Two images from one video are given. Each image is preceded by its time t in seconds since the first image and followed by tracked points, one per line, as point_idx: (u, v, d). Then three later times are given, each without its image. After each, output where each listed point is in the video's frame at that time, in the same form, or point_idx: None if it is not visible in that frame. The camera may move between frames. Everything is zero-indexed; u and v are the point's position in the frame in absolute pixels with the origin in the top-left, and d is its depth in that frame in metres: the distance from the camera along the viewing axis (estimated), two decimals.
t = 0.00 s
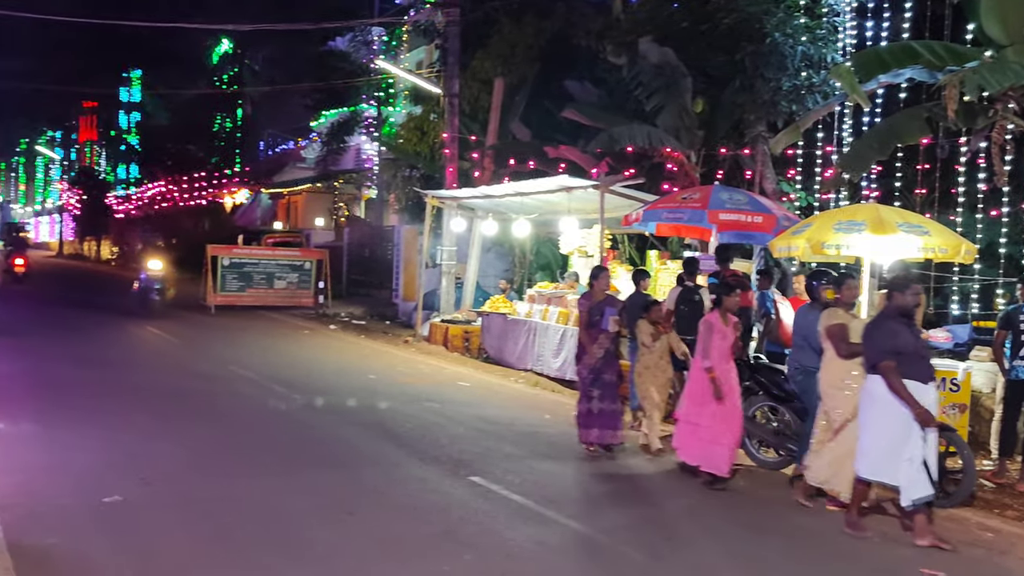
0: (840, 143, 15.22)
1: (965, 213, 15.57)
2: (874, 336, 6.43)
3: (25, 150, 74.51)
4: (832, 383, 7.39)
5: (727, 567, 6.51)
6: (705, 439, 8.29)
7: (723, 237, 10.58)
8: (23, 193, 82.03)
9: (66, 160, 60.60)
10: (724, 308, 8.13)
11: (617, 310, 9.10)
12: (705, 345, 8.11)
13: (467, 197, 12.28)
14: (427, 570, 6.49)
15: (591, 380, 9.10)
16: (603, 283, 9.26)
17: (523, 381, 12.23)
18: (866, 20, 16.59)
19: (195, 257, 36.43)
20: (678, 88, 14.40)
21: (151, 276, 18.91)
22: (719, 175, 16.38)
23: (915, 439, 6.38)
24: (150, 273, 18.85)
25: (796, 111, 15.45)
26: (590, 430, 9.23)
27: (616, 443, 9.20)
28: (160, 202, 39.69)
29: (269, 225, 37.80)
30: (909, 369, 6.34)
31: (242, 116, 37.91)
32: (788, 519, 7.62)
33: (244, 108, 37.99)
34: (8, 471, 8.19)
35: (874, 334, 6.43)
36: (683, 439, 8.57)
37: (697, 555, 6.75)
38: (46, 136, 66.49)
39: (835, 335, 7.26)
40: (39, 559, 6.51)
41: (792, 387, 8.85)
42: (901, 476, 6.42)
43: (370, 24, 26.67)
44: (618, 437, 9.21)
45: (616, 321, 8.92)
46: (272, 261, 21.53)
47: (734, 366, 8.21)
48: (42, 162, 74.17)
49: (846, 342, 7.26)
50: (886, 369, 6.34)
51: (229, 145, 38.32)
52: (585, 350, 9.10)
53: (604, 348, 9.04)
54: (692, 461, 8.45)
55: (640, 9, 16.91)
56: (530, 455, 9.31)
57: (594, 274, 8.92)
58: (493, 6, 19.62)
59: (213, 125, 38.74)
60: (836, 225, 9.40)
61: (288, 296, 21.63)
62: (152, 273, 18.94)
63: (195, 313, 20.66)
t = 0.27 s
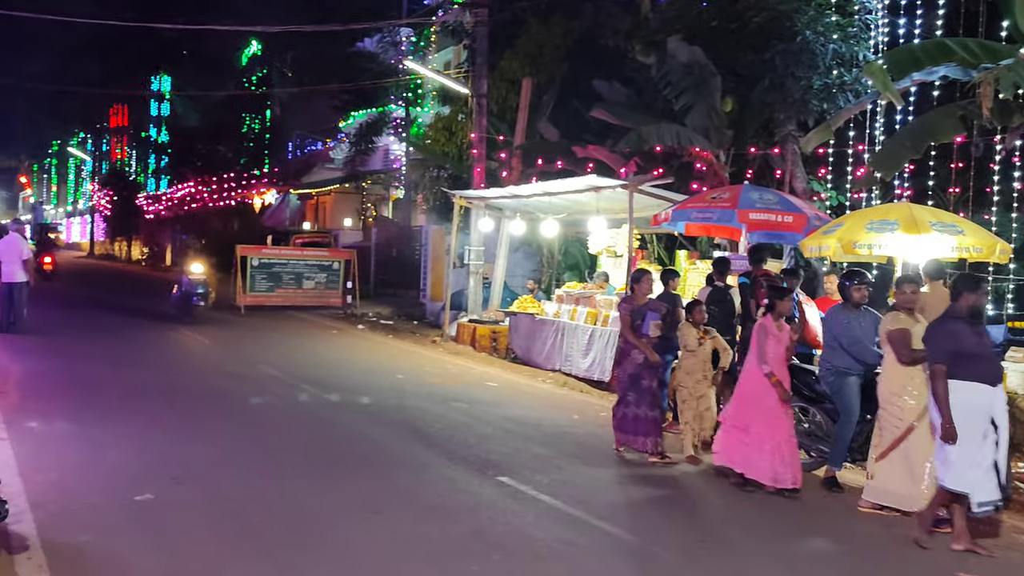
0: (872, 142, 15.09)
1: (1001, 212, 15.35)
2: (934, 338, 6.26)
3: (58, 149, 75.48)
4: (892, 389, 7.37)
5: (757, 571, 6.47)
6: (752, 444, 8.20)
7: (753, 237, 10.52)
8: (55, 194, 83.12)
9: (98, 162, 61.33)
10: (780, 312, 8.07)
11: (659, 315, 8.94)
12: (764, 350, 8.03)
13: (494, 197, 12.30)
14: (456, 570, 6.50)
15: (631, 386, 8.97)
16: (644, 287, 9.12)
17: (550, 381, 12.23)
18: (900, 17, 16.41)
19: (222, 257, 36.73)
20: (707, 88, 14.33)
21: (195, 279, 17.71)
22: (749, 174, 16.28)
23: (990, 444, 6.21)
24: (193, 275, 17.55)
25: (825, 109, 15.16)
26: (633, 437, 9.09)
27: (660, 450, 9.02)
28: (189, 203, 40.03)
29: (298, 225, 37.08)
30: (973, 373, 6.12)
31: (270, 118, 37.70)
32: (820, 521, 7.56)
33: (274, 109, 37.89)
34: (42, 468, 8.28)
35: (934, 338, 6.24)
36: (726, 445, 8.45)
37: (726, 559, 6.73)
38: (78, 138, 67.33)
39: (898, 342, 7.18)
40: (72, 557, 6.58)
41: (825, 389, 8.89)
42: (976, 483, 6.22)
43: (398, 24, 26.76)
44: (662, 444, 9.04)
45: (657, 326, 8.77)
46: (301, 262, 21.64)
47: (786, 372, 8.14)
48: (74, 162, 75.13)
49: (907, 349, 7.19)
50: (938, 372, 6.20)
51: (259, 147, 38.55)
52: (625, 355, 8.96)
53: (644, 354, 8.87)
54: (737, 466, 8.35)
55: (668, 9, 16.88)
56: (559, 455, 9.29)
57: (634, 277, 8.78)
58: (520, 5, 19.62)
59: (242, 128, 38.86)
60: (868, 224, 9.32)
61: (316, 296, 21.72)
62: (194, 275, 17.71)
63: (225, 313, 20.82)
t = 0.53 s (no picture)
0: (900, 140, 14.99)
1: None
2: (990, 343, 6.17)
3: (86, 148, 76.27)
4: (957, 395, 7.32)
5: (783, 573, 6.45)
6: (807, 448, 8.07)
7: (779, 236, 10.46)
8: (83, 194, 84.04)
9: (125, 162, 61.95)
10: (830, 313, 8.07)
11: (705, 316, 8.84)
12: (810, 350, 7.95)
13: (518, 197, 12.32)
14: (482, 570, 6.53)
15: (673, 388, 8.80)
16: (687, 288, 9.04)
17: (575, 381, 12.25)
18: (929, 15, 16.29)
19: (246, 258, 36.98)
20: (732, 87, 14.27)
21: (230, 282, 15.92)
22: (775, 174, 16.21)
23: None
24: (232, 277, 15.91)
25: (852, 107, 15.47)
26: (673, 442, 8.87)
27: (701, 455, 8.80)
28: (214, 203, 40.31)
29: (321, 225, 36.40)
30: None
31: (295, 119, 37.81)
32: (848, 524, 7.50)
33: (298, 109, 38.00)
34: (71, 466, 8.38)
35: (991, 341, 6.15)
36: (782, 450, 8.39)
37: (752, 560, 6.72)
38: (105, 138, 68.10)
39: (964, 346, 7.10)
40: (100, 554, 6.66)
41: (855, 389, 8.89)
42: None
43: (423, 24, 26.84)
44: (702, 450, 8.83)
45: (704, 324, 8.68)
46: (326, 261, 21.73)
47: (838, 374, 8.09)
48: (101, 162, 75.96)
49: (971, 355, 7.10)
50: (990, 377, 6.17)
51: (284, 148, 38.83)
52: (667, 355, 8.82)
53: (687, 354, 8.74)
54: (791, 471, 8.26)
55: (693, 8, 16.83)
56: (583, 456, 9.27)
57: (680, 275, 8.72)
58: (545, 5, 19.64)
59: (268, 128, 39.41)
60: (896, 224, 9.26)
61: (341, 296, 21.79)
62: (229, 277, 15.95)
63: (251, 313, 20.95)
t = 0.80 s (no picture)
0: (923, 138, 14.90)
1: None
2: None
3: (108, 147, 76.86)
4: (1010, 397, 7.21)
5: None
6: (870, 458, 7.80)
7: (800, 235, 10.41)
8: (104, 194, 84.74)
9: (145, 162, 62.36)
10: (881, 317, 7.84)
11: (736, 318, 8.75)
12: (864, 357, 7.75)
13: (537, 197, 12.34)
14: (501, 570, 6.55)
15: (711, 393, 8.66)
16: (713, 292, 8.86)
17: (595, 380, 12.26)
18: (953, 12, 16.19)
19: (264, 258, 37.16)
20: (753, 85, 14.24)
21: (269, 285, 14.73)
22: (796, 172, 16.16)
23: None
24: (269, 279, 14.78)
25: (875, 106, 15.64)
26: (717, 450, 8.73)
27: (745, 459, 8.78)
28: (238, 202, 40.50)
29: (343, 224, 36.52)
30: None
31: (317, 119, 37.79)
32: (869, 525, 7.47)
33: (318, 110, 37.94)
34: (95, 464, 8.45)
35: None
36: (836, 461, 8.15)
37: (771, 562, 6.71)
38: (127, 138, 68.76)
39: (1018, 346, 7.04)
40: (124, 551, 6.72)
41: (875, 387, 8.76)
42: None
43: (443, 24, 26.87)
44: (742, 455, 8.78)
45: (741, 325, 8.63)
46: (347, 261, 21.80)
47: (891, 379, 7.88)
48: (124, 162, 76.66)
49: None
50: None
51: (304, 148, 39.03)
52: (705, 362, 8.64)
53: (725, 358, 8.61)
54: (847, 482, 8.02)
55: (714, 6, 16.79)
56: (604, 455, 9.26)
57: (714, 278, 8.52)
58: (565, 5, 19.66)
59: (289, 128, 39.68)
60: (919, 223, 9.19)
61: (361, 296, 21.83)
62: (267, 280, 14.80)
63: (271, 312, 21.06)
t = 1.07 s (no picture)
0: (943, 135, 14.83)
1: None
2: None
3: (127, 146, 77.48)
4: None
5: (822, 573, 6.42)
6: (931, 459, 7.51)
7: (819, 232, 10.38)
8: (123, 194, 85.34)
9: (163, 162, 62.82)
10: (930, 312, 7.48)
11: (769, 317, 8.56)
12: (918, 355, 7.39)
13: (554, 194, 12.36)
14: (519, 565, 6.55)
15: (743, 393, 8.48)
16: (745, 291, 8.68)
17: (613, 378, 12.26)
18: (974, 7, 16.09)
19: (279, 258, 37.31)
20: (771, 81, 14.20)
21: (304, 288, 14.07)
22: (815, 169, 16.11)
23: None
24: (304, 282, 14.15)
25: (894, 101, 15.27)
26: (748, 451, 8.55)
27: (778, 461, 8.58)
28: (255, 201, 40.65)
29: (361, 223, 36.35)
30: None
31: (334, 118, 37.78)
32: (888, 523, 7.43)
33: (336, 110, 37.81)
34: (115, 459, 8.50)
35: None
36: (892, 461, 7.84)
37: (790, 559, 6.69)
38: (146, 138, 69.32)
39: None
40: (144, 545, 6.75)
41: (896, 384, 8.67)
42: None
43: (460, 23, 26.94)
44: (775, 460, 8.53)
45: (775, 324, 8.42)
46: (364, 259, 21.86)
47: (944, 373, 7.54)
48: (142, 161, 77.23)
49: None
50: None
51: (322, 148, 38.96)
52: (737, 361, 8.45)
53: (757, 357, 8.43)
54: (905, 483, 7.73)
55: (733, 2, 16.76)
56: (622, 452, 9.24)
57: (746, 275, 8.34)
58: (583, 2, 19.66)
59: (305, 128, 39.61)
60: (940, 219, 9.17)
61: (379, 293, 21.88)
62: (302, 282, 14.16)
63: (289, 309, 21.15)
